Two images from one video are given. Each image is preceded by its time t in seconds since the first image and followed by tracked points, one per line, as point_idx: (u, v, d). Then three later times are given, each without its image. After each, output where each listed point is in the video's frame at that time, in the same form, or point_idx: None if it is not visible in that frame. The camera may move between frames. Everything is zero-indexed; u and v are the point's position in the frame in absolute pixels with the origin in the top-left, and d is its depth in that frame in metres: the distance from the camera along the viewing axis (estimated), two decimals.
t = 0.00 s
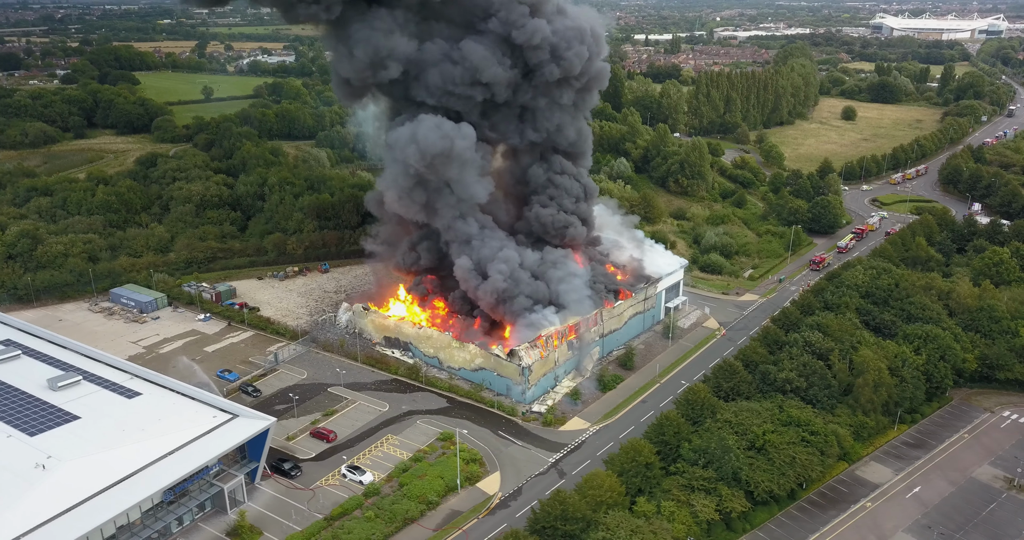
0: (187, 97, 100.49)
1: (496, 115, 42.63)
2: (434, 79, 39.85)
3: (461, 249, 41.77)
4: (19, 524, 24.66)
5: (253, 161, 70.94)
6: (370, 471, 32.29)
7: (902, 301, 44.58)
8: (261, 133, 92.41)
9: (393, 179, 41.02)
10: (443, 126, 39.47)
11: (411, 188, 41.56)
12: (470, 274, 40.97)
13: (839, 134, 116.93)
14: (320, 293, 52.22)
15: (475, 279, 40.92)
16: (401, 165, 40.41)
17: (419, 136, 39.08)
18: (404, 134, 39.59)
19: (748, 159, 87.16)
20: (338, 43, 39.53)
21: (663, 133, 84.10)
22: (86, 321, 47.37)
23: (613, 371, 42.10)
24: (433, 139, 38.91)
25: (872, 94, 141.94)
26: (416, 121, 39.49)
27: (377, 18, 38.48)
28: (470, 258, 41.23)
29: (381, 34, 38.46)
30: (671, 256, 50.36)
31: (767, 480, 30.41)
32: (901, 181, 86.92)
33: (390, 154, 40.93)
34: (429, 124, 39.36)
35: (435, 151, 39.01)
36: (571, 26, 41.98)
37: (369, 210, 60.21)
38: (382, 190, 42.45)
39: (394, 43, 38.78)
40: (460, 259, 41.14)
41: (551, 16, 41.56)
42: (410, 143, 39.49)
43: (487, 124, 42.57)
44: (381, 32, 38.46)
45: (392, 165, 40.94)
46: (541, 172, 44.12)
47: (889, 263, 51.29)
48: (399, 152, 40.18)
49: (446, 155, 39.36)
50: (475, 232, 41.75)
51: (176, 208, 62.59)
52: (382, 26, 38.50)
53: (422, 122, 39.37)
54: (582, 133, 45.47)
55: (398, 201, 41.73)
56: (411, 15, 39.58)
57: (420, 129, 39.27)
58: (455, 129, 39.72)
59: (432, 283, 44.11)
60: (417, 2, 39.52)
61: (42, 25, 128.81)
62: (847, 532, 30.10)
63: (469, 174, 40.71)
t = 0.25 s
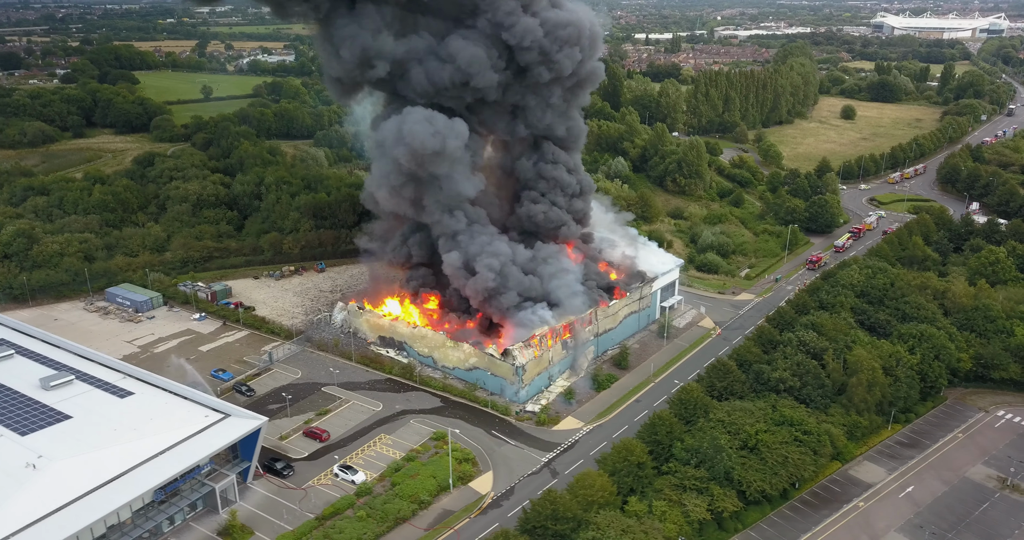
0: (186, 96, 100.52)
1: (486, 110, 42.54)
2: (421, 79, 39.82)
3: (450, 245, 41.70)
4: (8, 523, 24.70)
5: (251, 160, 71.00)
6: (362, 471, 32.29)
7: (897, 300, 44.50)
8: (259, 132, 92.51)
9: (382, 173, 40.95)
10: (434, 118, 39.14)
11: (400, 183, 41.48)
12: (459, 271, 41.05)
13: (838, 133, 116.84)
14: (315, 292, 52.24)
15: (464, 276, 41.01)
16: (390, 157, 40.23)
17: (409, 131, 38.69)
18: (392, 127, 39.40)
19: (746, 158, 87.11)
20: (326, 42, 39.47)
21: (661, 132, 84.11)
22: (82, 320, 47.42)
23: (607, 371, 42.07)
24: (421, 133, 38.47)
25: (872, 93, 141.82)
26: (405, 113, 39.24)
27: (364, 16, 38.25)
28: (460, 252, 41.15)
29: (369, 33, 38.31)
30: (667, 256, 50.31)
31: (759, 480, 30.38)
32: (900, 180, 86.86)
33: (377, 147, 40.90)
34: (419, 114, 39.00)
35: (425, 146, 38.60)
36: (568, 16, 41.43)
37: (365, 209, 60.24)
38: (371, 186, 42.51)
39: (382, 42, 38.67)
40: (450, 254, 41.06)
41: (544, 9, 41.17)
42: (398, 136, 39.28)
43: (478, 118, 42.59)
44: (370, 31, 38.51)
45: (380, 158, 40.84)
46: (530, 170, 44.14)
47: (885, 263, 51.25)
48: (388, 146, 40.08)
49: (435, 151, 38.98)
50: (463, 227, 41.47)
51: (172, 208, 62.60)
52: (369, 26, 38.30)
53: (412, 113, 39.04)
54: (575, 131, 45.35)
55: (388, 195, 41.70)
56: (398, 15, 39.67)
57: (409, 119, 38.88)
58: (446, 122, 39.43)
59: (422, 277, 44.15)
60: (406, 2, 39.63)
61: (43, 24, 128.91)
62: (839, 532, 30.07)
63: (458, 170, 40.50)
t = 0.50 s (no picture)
0: (184, 95, 100.43)
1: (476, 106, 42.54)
2: (401, 79, 39.85)
3: (438, 240, 41.65)
4: None
5: (246, 159, 70.96)
6: (353, 471, 32.27)
7: (890, 300, 44.42)
8: (255, 131, 92.53)
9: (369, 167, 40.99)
10: (421, 112, 38.93)
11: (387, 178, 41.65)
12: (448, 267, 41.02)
13: (835, 132, 116.84)
14: (309, 292, 52.21)
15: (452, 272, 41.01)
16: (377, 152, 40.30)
17: (394, 127, 38.50)
18: (377, 123, 39.46)
19: (742, 157, 87.10)
20: (314, 42, 40.63)
21: (657, 131, 84.12)
22: (75, 320, 47.40)
23: (600, 370, 42.03)
24: (407, 128, 38.30)
25: (870, 92, 141.81)
26: (391, 107, 39.14)
27: (351, 16, 39.26)
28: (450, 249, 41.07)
29: (354, 32, 39.26)
30: (660, 255, 50.26)
31: (750, 480, 30.36)
32: (896, 179, 86.86)
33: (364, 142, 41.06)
34: (405, 108, 38.79)
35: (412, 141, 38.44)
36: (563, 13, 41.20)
37: (360, 209, 60.24)
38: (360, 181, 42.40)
39: (366, 42, 39.35)
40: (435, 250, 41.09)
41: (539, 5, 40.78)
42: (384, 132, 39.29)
43: (468, 115, 42.54)
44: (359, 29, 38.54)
45: (367, 153, 40.93)
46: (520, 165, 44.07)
47: (878, 262, 51.26)
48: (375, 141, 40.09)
49: (422, 147, 38.80)
50: (449, 222, 41.42)
51: (167, 207, 62.54)
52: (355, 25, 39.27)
53: (398, 107, 38.90)
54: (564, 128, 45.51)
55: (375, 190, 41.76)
56: (385, 14, 39.85)
57: (396, 113, 38.72)
58: (435, 116, 39.16)
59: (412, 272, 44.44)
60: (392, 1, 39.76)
61: (41, 24, 128.89)
62: (830, 531, 30.03)
63: (446, 164, 40.46)
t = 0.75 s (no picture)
0: (182, 95, 100.49)
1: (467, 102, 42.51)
2: (386, 80, 39.87)
3: (427, 235, 41.47)
4: None
5: (242, 159, 70.95)
6: (344, 470, 32.23)
7: (885, 300, 44.34)
8: (253, 131, 92.72)
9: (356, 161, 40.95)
10: (409, 107, 38.84)
11: (375, 173, 41.67)
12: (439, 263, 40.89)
13: (833, 132, 116.80)
14: (304, 291, 52.17)
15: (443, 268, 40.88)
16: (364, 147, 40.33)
17: (381, 123, 38.43)
18: (363, 118, 39.49)
19: (740, 157, 87.05)
20: (304, 41, 40.66)
21: (654, 130, 84.12)
22: (69, 319, 47.40)
23: (593, 370, 42.00)
24: (393, 124, 38.24)
25: (869, 92, 141.72)
26: (379, 100, 39.07)
27: (337, 14, 39.60)
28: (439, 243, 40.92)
29: (340, 32, 39.64)
30: (655, 255, 50.18)
31: (740, 480, 30.34)
32: (894, 179, 86.76)
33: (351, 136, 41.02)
34: (393, 101, 38.69)
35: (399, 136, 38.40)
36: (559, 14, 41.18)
37: (355, 209, 60.26)
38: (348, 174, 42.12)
39: (353, 42, 39.45)
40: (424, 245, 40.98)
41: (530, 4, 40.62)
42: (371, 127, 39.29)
43: (457, 111, 42.48)
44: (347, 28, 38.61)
45: (354, 147, 40.92)
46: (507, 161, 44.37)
47: (873, 262, 51.20)
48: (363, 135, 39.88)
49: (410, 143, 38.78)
50: (435, 219, 41.33)
51: (163, 206, 62.51)
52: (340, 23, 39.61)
53: (385, 101, 38.82)
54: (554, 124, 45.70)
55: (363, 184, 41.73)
56: (373, 13, 39.88)
57: (382, 108, 38.60)
58: (424, 109, 39.07)
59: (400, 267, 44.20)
60: None
61: (41, 22, 128.93)
62: (821, 531, 29.99)
63: (433, 160, 40.50)
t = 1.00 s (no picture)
0: (183, 94, 100.59)
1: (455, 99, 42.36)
2: (377, 80, 39.90)
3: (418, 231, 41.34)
4: None
5: (241, 158, 70.96)
6: (337, 470, 32.22)
7: (882, 300, 44.17)
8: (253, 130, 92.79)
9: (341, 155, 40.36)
10: (395, 104, 38.57)
11: (365, 169, 41.22)
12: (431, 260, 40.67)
13: (835, 132, 116.55)
14: (301, 291, 52.17)
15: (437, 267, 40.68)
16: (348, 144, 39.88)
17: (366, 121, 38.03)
18: (349, 113, 39.08)
19: (740, 157, 86.90)
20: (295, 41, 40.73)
21: (654, 130, 84.01)
22: (66, 318, 47.46)
23: (589, 370, 41.91)
24: (383, 121, 37.84)
25: (871, 91, 141.39)
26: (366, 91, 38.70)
27: (326, 14, 39.67)
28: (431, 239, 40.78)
29: (328, 32, 39.72)
30: (652, 256, 50.05)
31: (733, 481, 30.27)
32: (894, 179, 86.52)
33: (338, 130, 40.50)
34: (380, 94, 38.41)
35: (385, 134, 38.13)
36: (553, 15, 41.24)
37: (354, 208, 60.30)
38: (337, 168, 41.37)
39: (342, 42, 39.59)
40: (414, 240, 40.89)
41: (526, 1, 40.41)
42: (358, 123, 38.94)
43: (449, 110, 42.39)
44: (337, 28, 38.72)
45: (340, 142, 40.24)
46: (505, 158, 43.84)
47: (871, 262, 51.03)
48: (354, 130, 39.28)
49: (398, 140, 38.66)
50: (424, 215, 41.37)
51: (161, 206, 62.54)
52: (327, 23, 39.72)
53: (372, 93, 38.47)
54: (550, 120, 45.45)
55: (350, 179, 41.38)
56: (364, 13, 39.91)
57: (368, 101, 38.24)
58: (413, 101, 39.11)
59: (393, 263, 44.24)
60: None
61: (44, 20, 129.03)
62: (814, 533, 29.89)
63: (422, 155, 40.41)
